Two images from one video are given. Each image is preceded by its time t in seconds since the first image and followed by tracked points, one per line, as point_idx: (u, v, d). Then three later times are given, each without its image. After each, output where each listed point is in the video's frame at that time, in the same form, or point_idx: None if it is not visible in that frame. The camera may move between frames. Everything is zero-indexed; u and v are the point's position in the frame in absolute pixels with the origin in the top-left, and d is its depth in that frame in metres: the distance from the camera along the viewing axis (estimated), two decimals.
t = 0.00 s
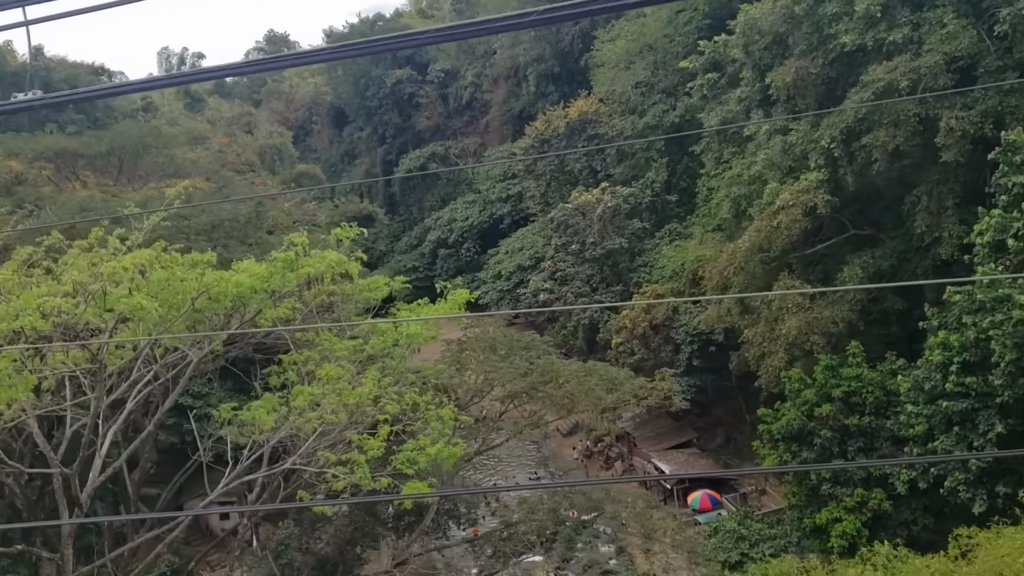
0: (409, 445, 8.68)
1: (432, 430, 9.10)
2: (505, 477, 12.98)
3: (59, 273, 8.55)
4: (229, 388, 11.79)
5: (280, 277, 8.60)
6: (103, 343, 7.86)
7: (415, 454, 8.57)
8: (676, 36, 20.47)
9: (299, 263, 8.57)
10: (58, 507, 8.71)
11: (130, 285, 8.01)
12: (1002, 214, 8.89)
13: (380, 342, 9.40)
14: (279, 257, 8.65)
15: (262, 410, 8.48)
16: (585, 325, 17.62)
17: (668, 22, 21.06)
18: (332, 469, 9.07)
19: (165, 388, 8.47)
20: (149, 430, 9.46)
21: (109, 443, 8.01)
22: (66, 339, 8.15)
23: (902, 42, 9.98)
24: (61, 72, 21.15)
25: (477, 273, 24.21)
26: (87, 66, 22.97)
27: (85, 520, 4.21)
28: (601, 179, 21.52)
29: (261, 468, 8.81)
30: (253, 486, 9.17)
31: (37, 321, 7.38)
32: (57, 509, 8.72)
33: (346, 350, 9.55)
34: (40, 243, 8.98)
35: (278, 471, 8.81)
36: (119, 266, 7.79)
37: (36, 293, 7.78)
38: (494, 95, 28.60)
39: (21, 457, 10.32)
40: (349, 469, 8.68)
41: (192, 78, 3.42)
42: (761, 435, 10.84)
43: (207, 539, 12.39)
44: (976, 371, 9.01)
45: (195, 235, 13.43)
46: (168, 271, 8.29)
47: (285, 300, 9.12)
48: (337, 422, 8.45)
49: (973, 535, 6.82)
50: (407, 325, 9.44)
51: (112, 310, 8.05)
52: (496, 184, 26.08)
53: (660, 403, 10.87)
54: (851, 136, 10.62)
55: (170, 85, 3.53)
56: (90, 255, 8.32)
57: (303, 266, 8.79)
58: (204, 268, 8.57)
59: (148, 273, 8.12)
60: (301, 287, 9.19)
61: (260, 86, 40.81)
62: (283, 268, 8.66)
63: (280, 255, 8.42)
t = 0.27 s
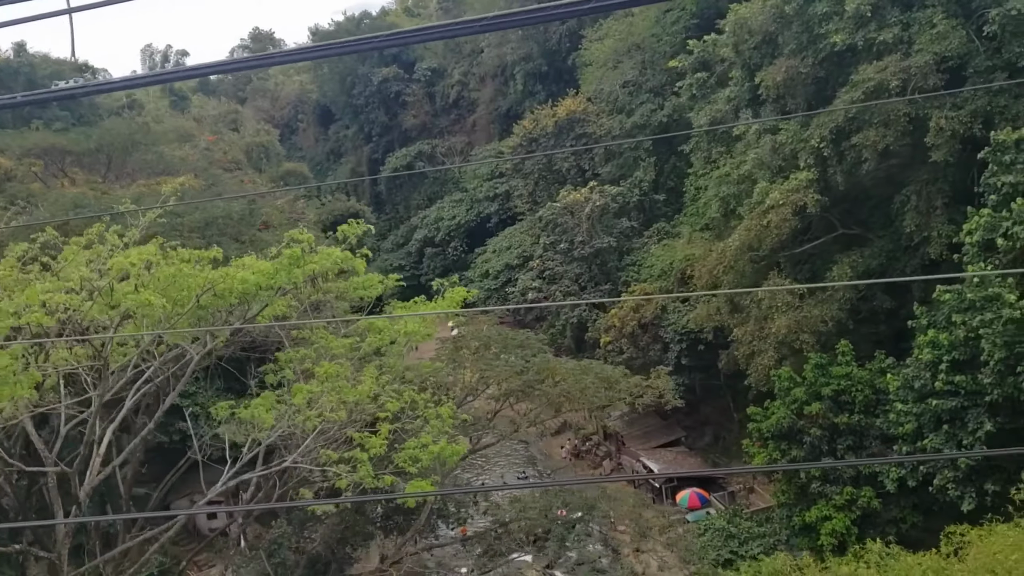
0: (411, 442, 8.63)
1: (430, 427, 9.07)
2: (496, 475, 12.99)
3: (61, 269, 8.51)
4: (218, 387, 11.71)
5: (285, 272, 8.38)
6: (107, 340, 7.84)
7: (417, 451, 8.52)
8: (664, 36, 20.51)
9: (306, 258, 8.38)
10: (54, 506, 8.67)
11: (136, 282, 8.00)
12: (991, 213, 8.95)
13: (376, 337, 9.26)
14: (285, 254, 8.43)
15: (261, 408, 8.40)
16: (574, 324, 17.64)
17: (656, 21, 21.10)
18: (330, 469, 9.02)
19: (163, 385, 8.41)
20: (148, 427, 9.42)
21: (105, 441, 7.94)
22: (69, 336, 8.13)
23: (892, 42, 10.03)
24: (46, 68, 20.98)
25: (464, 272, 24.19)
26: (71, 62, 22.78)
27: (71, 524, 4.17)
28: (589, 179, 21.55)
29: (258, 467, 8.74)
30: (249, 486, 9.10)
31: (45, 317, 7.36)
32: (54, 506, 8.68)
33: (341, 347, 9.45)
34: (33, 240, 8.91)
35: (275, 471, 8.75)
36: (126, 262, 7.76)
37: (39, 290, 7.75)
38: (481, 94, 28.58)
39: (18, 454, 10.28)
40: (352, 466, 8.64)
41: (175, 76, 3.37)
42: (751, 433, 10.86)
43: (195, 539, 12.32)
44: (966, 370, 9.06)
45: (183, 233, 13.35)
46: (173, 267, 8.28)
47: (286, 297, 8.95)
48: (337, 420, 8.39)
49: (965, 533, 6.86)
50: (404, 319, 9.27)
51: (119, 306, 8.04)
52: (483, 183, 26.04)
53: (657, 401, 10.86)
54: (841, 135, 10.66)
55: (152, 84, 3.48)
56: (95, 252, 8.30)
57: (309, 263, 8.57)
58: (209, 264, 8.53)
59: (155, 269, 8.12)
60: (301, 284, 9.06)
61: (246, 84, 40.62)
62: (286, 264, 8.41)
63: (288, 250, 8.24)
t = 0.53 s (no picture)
0: (423, 438, 8.58)
1: (438, 425, 9.03)
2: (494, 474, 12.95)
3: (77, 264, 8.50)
4: (216, 385, 11.67)
5: (303, 268, 8.36)
6: (121, 336, 7.81)
7: (429, 448, 8.48)
8: (661, 35, 20.51)
9: (322, 252, 8.32)
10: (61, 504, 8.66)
11: (153, 277, 7.95)
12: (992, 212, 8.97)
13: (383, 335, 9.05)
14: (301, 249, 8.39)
15: (271, 405, 8.34)
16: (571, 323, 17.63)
17: (653, 20, 21.11)
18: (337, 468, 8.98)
19: (175, 382, 8.37)
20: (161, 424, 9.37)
21: (113, 438, 7.90)
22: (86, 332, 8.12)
23: (893, 41, 10.05)
24: (41, 65, 20.91)
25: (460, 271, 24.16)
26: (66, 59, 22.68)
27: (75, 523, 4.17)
28: (586, 178, 21.55)
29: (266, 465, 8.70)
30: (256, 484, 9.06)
31: (62, 313, 7.35)
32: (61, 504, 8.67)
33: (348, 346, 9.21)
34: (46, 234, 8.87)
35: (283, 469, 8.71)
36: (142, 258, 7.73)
37: (53, 286, 7.74)
38: (477, 92, 28.54)
39: (26, 451, 10.26)
40: (365, 463, 8.60)
41: (173, 71, 3.36)
42: (751, 431, 10.86)
43: (191, 537, 12.28)
44: (966, 368, 9.08)
45: (180, 231, 13.31)
46: (191, 263, 8.20)
47: (297, 293, 8.85)
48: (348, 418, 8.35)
49: (968, 531, 6.87)
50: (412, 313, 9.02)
51: (139, 301, 8.00)
52: (479, 182, 25.98)
53: (663, 398, 10.84)
54: (841, 134, 10.67)
55: (147, 80, 3.46)
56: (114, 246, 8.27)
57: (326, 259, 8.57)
58: (228, 259, 8.48)
59: (173, 263, 8.04)
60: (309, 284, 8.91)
61: (240, 82, 40.52)
62: (303, 259, 8.40)
63: (305, 245, 8.20)
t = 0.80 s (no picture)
0: (438, 435, 8.50)
1: (451, 422, 8.93)
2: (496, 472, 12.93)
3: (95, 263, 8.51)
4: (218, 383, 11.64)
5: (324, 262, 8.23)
6: (139, 332, 7.76)
7: (446, 444, 8.40)
8: (661, 33, 20.51)
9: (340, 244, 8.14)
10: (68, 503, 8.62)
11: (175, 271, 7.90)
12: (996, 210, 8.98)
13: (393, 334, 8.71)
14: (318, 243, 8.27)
15: (283, 401, 8.17)
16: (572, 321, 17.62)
17: (653, 18, 21.10)
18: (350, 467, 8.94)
19: (190, 380, 8.29)
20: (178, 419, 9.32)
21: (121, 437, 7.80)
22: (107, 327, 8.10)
23: (896, 39, 10.06)
24: (39, 62, 20.85)
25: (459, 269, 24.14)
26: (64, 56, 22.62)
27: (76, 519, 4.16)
28: (585, 176, 21.54)
29: (277, 463, 8.61)
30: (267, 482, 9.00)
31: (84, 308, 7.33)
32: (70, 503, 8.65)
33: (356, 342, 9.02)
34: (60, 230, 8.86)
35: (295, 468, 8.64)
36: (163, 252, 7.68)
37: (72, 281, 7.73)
38: (475, 90, 28.49)
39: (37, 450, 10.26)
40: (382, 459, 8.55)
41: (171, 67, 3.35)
42: (753, 429, 10.87)
43: (192, 536, 12.26)
44: (970, 366, 9.09)
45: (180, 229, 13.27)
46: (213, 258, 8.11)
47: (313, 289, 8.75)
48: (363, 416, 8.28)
49: (974, 528, 6.88)
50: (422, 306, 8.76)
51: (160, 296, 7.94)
52: (478, 180, 25.94)
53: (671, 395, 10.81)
54: (844, 132, 10.68)
55: (146, 77, 3.45)
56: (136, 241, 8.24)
57: (347, 254, 8.47)
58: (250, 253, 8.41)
59: (193, 257, 7.99)
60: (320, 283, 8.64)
61: (237, 80, 40.46)
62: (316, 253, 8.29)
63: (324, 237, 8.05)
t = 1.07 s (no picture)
0: (453, 431, 8.43)
1: (464, 419, 8.86)
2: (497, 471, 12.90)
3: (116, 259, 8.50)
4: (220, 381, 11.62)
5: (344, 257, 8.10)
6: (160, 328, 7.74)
7: (461, 440, 8.31)
8: (662, 32, 20.50)
9: (357, 237, 7.96)
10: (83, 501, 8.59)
11: (199, 267, 7.85)
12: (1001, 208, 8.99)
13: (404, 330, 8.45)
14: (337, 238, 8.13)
15: (296, 398, 8.00)
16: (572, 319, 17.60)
17: (654, 16, 21.08)
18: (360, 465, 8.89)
19: (206, 375, 8.25)
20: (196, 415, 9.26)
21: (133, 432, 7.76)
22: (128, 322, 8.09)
23: (901, 37, 10.06)
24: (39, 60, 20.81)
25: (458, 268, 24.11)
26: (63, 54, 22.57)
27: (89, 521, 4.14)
28: (586, 174, 21.52)
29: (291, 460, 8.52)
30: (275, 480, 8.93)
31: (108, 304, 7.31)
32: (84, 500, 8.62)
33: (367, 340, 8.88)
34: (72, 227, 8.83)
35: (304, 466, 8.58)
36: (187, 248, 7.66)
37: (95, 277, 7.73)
38: (474, 89, 28.43)
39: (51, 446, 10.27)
40: (398, 456, 8.47)
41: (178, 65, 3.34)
42: (757, 427, 10.87)
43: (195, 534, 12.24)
44: (975, 364, 9.09)
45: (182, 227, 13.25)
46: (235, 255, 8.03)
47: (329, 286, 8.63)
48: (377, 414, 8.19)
49: (982, 526, 6.89)
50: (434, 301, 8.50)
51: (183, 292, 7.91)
52: (477, 178, 25.92)
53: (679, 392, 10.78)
54: (848, 130, 10.67)
55: (152, 75, 3.45)
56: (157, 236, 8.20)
57: (369, 249, 8.32)
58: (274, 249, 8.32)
59: (216, 253, 7.94)
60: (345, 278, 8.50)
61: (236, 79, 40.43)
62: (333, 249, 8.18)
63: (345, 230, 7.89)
